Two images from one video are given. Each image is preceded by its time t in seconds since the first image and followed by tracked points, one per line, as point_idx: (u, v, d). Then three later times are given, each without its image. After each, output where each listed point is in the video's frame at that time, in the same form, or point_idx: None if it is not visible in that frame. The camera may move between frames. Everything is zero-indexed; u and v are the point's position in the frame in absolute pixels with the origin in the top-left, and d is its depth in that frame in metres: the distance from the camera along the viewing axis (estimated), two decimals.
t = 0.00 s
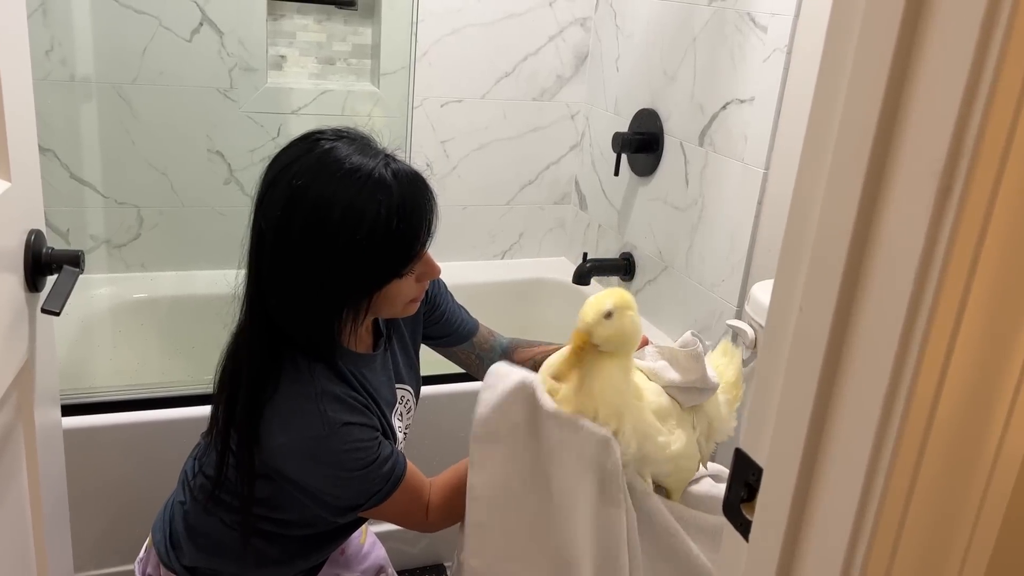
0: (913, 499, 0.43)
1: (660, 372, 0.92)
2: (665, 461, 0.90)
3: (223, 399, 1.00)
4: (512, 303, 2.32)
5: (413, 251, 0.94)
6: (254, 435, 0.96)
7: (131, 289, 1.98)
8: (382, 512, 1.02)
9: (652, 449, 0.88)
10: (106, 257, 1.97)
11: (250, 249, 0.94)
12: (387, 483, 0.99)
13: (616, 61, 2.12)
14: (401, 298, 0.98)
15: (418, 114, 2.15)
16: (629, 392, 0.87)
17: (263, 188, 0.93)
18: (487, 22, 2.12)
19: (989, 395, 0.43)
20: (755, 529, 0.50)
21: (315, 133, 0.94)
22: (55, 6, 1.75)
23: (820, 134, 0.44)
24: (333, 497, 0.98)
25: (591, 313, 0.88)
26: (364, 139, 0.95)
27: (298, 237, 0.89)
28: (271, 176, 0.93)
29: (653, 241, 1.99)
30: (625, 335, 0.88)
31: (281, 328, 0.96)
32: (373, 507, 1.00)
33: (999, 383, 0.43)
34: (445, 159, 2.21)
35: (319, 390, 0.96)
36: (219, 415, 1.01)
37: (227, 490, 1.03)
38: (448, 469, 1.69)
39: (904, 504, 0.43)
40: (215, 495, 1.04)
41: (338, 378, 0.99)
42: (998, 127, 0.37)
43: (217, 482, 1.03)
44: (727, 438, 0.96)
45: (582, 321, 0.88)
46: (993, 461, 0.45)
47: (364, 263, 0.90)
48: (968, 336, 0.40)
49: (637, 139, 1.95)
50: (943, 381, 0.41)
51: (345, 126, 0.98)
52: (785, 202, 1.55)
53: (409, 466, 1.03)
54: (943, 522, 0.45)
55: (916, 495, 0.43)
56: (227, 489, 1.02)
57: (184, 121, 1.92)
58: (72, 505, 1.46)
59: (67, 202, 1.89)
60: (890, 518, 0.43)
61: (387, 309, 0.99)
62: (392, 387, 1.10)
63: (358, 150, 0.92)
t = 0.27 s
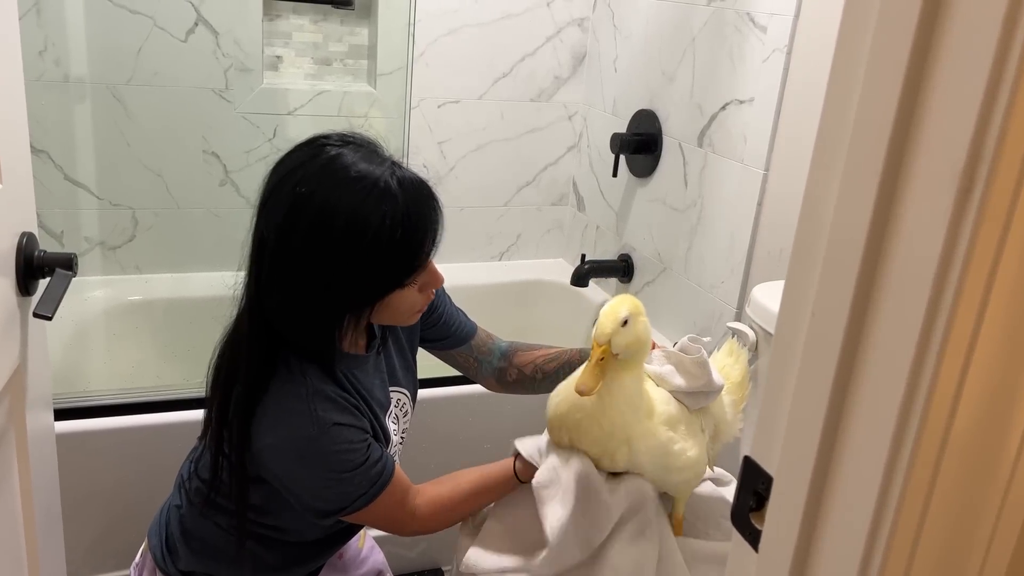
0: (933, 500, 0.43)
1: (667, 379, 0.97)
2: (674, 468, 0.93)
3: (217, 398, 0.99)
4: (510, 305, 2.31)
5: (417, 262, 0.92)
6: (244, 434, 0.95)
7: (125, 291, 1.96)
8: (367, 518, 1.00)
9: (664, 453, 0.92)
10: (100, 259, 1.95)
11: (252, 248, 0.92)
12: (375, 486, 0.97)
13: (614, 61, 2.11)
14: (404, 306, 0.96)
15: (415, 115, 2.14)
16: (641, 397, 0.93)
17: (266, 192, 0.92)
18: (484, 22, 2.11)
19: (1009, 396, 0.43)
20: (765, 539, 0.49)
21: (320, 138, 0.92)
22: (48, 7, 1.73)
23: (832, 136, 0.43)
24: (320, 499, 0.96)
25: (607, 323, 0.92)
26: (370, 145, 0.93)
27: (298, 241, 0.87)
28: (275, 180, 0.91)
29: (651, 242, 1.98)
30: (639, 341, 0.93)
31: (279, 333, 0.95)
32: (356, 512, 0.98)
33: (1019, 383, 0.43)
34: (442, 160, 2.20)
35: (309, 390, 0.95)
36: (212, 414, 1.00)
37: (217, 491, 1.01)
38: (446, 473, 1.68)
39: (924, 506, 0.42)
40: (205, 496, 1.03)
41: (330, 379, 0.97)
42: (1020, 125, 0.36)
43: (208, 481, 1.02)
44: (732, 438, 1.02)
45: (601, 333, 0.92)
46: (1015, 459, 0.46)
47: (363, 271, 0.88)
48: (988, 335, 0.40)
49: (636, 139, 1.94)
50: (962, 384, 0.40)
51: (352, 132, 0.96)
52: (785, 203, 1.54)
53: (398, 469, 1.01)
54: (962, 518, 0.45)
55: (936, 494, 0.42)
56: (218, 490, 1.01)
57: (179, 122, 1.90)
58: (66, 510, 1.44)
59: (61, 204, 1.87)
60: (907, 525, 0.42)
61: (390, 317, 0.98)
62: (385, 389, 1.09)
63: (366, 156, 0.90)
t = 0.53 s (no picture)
0: (953, 509, 0.42)
1: (674, 373, 0.97)
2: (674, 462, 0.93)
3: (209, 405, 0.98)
4: (508, 308, 2.30)
5: (421, 289, 0.91)
6: (230, 436, 0.94)
7: (121, 294, 1.95)
8: (344, 530, 0.97)
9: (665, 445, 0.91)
10: (95, 262, 1.94)
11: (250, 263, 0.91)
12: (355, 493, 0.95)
13: (613, 63, 2.10)
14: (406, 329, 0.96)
15: (414, 117, 2.12)
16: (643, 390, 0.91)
17: (266, 216, 0.89)
18: (482, 22, 2.10)
19: None
20: (776, 552, 0.48)
21: (323, 161, 0.90)
22: (42, 7, 1.72)
23: (847, 138, 0.42)
24: (300, 503, 0.94)
25: (609, 318, 0.89)
26: (375, 168, 0.91)
27: (303, 264, 0.85)
28: (276, 205, 0.88)
29: (651, 244, 1.97)
30: (643, 332, 0.91)
31: (276, 352, 0.94)
32: (334, 524, 0.96)
33: None
34: (440, 162, 2.19)
35: (295, 394, 0.93)
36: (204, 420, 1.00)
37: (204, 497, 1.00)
38: (445, 477, 1.67)
39: (944, 515, 0.41)
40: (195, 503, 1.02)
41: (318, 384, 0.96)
42: None
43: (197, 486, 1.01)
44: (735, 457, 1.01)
45: (602, 329, 0.89)
46: None
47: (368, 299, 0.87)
48: (1010, 343, 0.39)
49: (635, 141, 1.92)
50: (984, 392, 0.39)
51: (354, 150, 0.94)
52: (787, 205, 1.53)
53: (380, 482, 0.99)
54: (981, 526, 0.44)
55: (957, 502, 0.42)
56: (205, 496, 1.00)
57: (175, 124, 1.89)
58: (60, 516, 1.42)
59: (55, 206, 1.86)
60: (925, 538, 0.41)
61: (386, 337, 0.97)
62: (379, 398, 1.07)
63: (379, 182, 0.88)
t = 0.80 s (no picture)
0: (972, 520, 0.41)
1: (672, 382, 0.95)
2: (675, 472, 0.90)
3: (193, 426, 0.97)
4: (506, 310, 2.28)
5: (399, 328, 0.88)
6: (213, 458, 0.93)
7: (117, 297, 1.94)
8: (336, 543, 0.97)
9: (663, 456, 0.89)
10: (91, 265, 1.92)
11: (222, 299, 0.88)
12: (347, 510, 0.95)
13: (612, 63, 2.09)
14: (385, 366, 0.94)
15: (412, 118, 2.11)
16: (637, 401, 0.89)
17: (237, 260, 0.87)
18: (481, 22, 2.09)
19: None
20: (788, 562, 0.47)
21: (297, 203, 0.87)
22: (37, 8, 1.70)
23: (860, 143, 0.41)
24: (291, 520, 0.94)
25: (593, 330, 0.89)
26: (350, 208, 0.89)
27: (274, 307, 0.82)
28: (247, 249, 0.86)
29: (650, 246, 1.95)
30: (633, 342, 0.89)
31: (252, 392, 0.92)
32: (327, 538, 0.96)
33: None
34: (438, 164, 2.17)
35: (281, 415, 0.92)
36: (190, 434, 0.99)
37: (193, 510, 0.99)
38: (444, 481, 1.66)
39: (963, 526, 0.41)
40: (185, 512, 1.01)
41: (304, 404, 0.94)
42: None
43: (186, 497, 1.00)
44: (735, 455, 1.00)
45: (589, 341, 0.89)
46: None
47: (342, 345, 0.85)
48: None
49: (635, 142, 1.91)
50: (1004, 402, 0.38)
51: (330, 185, 0.91)
52: (788, 206, 1.52)
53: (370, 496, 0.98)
54: (999, 536, 0.43)
55: (977, 513, 0.41)
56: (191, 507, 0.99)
57: (171, 126, 1.87)
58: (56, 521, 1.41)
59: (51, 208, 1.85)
60: (943, 550, 0.41)
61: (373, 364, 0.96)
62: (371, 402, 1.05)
63: (359, 221, 0.86)
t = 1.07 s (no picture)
0: (980, 530, 0.41)
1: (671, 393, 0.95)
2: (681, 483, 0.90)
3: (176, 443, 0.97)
4: (505, 313, 2.28)
5: (376, 358, 0.87)
6: (195, 475, 0.92)
7: (114, 300, 1.93)
8: (320, 556, 0.96)
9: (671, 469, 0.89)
10: (88, 268, 1.92)
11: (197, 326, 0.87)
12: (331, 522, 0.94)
13: (610, 65, 2.08)
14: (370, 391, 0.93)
15: (410, 120, 2.11)
16: (643, 412, 0.89)
17: (208, 293, 0.86)
18: (479, 24, 2.08)
19: None
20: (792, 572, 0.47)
21: (270, 233, 0.86)
22: (34, 11, 1.70)
23: (866, 150, 0.41)
24: (272, 534, 0.93)
25: (595, 341, 0.88)
26: (323, 239, 0.87)
27: (246, 344, 0.82)
28: (217, 282, 0.85)
29: (649, 248, 1.95)
30: (635, 353, 0.89)
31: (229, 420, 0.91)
32: (311, 552, 0.95)
33: None
34: (437, 166, 2.17)
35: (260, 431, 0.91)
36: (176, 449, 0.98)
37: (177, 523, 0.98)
38: (443, 484, 1.65)
39: (970, 536, 0.41)
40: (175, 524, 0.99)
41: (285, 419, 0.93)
42: None
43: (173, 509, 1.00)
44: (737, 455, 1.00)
45: (591, 353, 0.88)
46: None
47: (316, 384, 0.84)
48: None
49: (633, 144, 1.90)
50: (1012, 412, 0.38)
51: (306, 212, 0.90)
52: (788, 208, 1.51)
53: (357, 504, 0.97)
54: (1006, 545, 0.43)
55: (984, 522, 0.41)
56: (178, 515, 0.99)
57: (168, 129, 1.87)
58: (53, 526, 1.41)
59: (48, 212, 1.84)
60: (950, 560, 0.41)
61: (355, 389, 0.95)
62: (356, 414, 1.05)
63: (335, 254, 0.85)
